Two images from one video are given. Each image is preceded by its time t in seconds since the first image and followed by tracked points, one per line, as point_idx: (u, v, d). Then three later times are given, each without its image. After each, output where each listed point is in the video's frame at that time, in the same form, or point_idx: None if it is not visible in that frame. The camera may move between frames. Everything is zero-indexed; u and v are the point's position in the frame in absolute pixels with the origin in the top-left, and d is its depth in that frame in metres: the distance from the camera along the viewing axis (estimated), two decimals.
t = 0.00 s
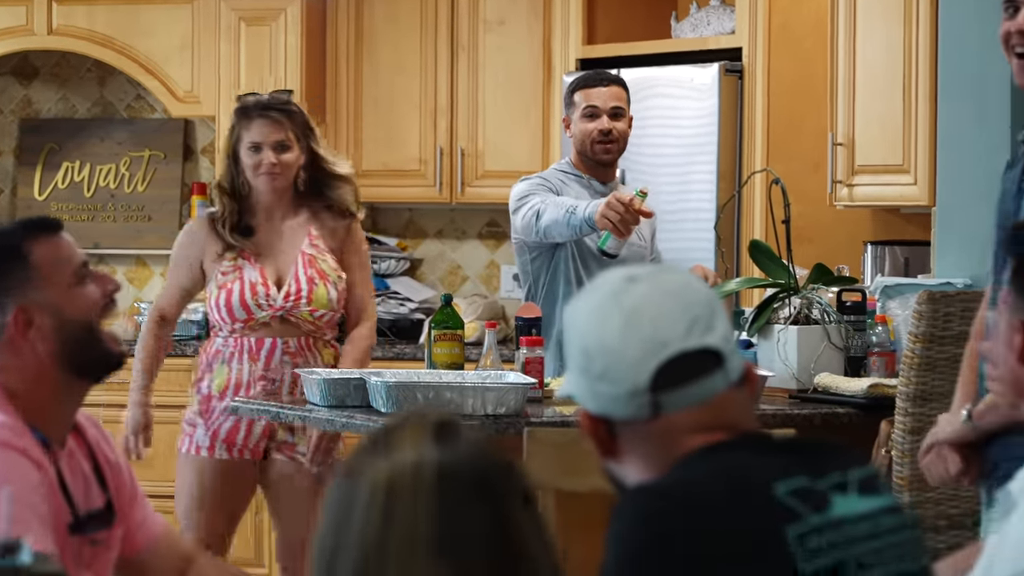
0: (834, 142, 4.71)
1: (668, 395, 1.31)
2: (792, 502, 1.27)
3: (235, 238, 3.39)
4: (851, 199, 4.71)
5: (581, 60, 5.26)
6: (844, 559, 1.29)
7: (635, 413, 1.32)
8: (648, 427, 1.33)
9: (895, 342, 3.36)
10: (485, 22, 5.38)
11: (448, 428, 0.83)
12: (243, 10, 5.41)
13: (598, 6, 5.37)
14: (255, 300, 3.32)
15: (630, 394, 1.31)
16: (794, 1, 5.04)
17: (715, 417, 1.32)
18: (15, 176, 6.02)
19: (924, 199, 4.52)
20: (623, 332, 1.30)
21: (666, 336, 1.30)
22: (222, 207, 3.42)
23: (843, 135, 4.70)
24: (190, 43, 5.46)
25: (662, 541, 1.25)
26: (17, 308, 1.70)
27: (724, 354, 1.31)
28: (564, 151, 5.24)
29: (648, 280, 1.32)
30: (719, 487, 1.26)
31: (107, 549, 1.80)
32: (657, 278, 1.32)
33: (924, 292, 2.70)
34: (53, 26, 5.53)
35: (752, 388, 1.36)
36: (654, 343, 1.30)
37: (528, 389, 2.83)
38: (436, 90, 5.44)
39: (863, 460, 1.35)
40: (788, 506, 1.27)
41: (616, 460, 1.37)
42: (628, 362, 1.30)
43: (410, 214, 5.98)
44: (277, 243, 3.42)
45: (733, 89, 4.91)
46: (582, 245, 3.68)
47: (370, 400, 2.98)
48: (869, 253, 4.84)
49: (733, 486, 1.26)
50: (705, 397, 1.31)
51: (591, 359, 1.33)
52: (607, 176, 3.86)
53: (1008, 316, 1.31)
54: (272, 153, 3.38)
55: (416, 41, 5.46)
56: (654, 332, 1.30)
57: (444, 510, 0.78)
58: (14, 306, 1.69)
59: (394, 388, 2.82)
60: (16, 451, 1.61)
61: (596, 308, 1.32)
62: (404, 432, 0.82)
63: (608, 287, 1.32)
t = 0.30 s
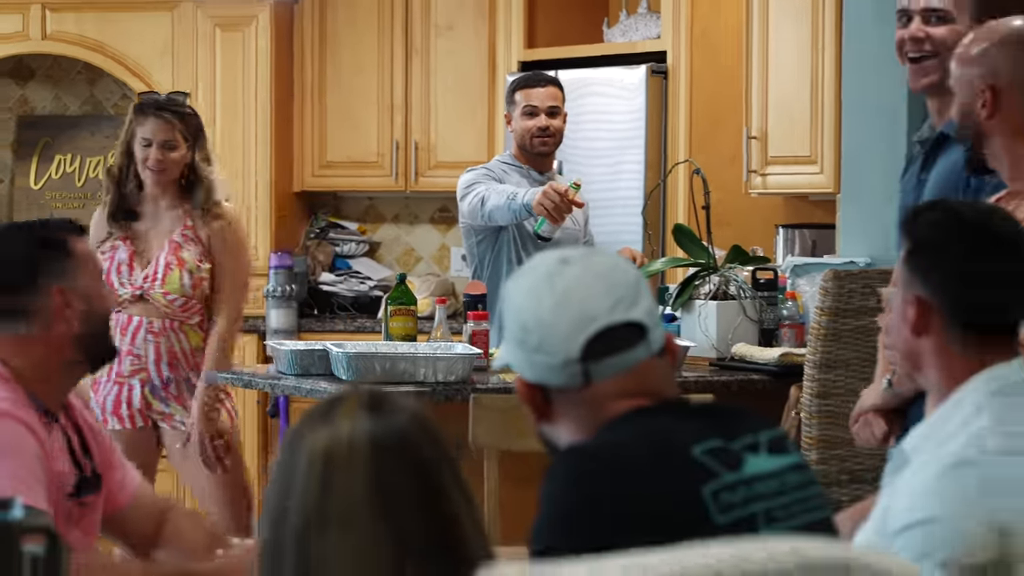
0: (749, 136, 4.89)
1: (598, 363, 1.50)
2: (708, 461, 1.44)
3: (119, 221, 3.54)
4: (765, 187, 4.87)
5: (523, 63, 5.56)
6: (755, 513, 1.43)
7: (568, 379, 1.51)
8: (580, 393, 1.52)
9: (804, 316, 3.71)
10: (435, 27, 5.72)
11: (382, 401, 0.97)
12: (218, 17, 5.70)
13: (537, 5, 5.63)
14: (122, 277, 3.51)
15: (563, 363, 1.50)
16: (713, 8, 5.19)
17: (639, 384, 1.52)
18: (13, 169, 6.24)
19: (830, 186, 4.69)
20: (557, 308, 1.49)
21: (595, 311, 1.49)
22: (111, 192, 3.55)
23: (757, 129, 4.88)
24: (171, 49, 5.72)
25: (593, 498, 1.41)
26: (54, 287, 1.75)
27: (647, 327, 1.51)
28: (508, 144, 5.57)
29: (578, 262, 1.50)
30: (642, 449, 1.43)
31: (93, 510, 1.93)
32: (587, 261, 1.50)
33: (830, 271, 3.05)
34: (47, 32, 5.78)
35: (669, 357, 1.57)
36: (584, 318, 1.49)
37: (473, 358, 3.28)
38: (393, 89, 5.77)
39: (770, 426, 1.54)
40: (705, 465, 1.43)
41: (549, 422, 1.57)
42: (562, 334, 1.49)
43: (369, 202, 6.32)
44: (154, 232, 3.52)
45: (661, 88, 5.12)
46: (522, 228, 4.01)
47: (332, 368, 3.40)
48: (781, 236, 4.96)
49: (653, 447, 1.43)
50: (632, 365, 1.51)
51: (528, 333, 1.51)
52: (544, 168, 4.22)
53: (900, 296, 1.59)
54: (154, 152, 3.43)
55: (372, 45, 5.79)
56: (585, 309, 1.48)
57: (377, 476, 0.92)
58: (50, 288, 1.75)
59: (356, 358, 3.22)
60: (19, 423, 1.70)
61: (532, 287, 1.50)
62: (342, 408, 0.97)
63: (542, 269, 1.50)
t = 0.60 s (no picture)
0: (663, 156, 5.27)
1: (534, 355, 1.69)
2: (628, 444, 1.61)
3: (61, 235, 3.65)
4: (676, 201, 5.24)
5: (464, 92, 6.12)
6: (670, 490, 1.62)
7: (507, 370, 1.70)
8: (518, 383, 1.71)
9: (710, 315, 4.09)
10: (385, 60, 6.23)
11: (320, 387, 1.32)
12: (195, 51, 6.15)
13: (476, 39, 6.18)
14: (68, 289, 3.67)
15: (502, 356, 1.69)
16: (636, 34, 5.72)
17: (570, 373, 1.70)
18: (12, 185, 6.62)
19: (734, 202, 5.01)
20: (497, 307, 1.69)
21: (530, 310, 1.69)
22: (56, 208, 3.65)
23: (670, 150, 5.26)
24: (153, 79, 6.18)
25: (531, 479, 1.54)
26: (114, 321, 1.93)
27: (576, 324, 1.71)
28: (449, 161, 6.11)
29: (514, 266, 1.71)
30: (574, 433, 1.59)
31: (90, 497, 1.97)
32: (522, 266, 1.72)
33: (733, 275, 3.22)
34: (43, 62, 6.19)
35: (595, 351, 1.76)
36: (522, 315, 1.69)
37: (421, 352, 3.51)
38: (354, 114, 6.27)
39: (678, 412, 1.73)
40: (625, 446, 1.60)
41: (489, 410, 1.75)
42: (502, 329, 1.68)
43: (327, 213, 6.76)
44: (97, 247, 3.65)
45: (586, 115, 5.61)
46: (463, 238, 4.47)
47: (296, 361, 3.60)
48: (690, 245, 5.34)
49: (587, 434, 1.59)
50: (564, 357, 1.70)
51: (470, 329, 1.71)
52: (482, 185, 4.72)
53: (794, 297, 1.87)
54: (92, 175, 3.53)
55: (329, 75, 6.28)
56: (521, 307, 1.69)
57: (315, 445, 1.26)
58: (113, 317, 1.92)
59: (315, 350, 3.46)
60: (25, 413, 1.77)
61: (473, 289, 1.71)
62: (285, 396, 1.31)
63: (484, 272, 1.72)
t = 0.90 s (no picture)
0: (603, 171, 5.47)
1: (491, 347, 1.88)
2: (575, 428, 1.77)
3: (46, 245, 3.79)
4: (617, 213, 5.45)
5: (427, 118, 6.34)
6: (611, 468, 1.77)
7: (467, 360, 1.89)
8: (477, 372, 1.90)
9: (648, 311, 4.45)
10: (356, 87, 6.64)
11: (359, 372, 1.11)
12: (189, 77, 6.48)
13: (439, 70, 6.39)
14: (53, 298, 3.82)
15: (463, 347, 1.89)
16: (577, 67, 5.94)
17: (522, 365, 1.89)
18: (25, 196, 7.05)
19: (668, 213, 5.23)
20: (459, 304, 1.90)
21: (489, 307, 1.90)
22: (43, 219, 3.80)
23: (610, 166, 5.46)
24: (151, 100, 6.51)
25: (486, 461, 1.71)
26: (125, 322, 2.16)
27: (529, 320, 1.91)
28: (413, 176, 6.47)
29: (473, 268, 1.93)
30: (525, 418, 1.76)
31: (100, 474, 2.19)
32: (482, 268, 1.94)
33: (666, 276, 3.36)
34: (54, 88, 6.52)
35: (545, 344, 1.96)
36: (480, 312, 1.89)
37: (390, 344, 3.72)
38: (331, 134, 6.67)
39: (618, 402, 1.90)
40: (573, 430, 1.77)
41: (451, 396, 1.94)
42: (464, 324, 1.89)
43: (305, 223, 7.07)
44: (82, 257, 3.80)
45: (535, 136, 5.92)
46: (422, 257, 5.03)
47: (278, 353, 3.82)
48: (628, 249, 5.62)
49: (540, 423, 1.76)
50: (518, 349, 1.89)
51: (435, 325, 1.91)
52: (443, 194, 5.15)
53: (721, 296, 2.12)
54: (77, 185, 3.69)
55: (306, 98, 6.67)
56: (481, 305, 1.90)
57: (358, 432, 1.06)
58: (123, 320, 2.15)
59: (295, 343, 3.67)
60: (45, 396, 1.97)
61: (437, 289, 1.92)
62: (328, 378, 1.11)
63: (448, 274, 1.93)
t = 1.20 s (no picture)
0: (561, 182, 6.15)
1: (463, 340, 2.12)
2: (538, 409, 1.97)
3: (57, 239, 4.04)
4: (572, 219, 6.12)
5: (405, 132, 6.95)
6: (570, 447, 1.98)
7: (441, 351, 2.12)
8: (449, 361, 2.13)
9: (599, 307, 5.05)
10: (341, 106, 7.18)
11: (413, 362, 1.26)
12: (191, 97, 7.04)
13: (415, 91, 6.96)
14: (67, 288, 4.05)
15: (438, 339, 2.11)
16: (537, 93, 6.49)
17: (490, 355, 2.12)
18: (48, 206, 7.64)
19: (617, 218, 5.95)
20: (435, 300, 2.12)
21: (461, 303, 2.12)
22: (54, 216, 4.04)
23: (567, 176, 6.14)
24: (159, 118, 7.09)
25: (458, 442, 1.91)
26: (131, 317, 2.39)
27: (496, 315, 2.14)
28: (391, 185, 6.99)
29: (447, 269, 2.16)
30: (495, 404, 1.95)
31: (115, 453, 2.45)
32: (454, 269, 2.16)
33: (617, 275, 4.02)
34: (71, 107, 7.09)
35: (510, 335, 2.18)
36: (453, 307, 2.11)
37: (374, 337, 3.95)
38: (319, 146, 7.20)
39: (576, 384, 2.10)
40: (536, 411, 1.96)
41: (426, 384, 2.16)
42: (437, 320, 2.11)
43: (298, 229, 7.59)
44: (93, 249, 4.07)
45: (501, 152, 6.51)
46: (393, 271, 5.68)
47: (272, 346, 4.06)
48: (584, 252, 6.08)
49: (509, 410, 1.94)
50: (486, 341, 2.13)
51: (413, 319, 2.13)
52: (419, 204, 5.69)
53: (670, 292, 2.36)
54: (91, 177, 3.95)
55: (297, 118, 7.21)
56: (454, 301, 2.12)
57: (425, 424, 1.23)
58: (130, 315, 2.38)
59: (288, 335, 3.91)
60: (62, 382, 2.20)
61: (415, 288, 2.14)
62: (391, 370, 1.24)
63: (423, 275, 2.15)
